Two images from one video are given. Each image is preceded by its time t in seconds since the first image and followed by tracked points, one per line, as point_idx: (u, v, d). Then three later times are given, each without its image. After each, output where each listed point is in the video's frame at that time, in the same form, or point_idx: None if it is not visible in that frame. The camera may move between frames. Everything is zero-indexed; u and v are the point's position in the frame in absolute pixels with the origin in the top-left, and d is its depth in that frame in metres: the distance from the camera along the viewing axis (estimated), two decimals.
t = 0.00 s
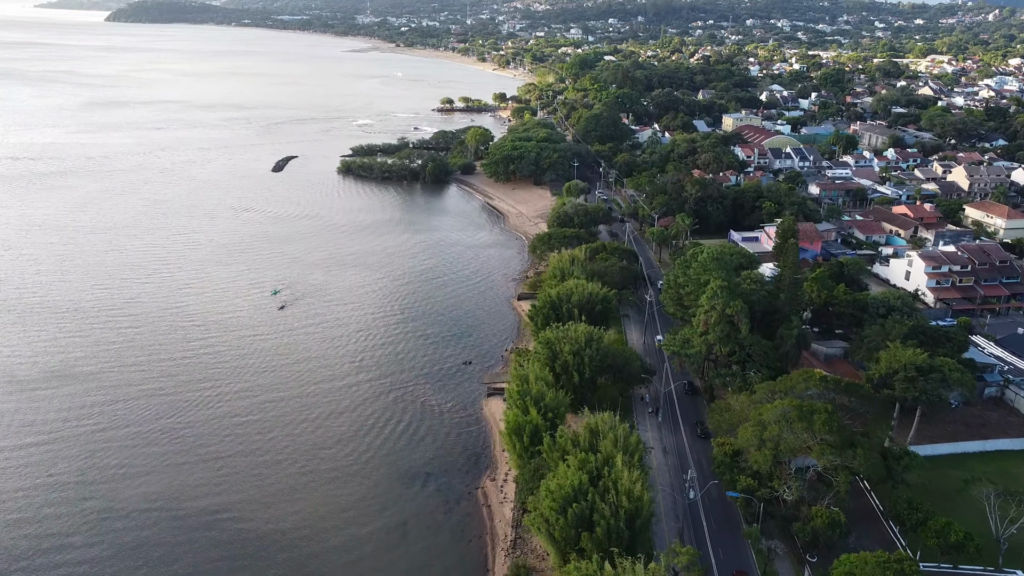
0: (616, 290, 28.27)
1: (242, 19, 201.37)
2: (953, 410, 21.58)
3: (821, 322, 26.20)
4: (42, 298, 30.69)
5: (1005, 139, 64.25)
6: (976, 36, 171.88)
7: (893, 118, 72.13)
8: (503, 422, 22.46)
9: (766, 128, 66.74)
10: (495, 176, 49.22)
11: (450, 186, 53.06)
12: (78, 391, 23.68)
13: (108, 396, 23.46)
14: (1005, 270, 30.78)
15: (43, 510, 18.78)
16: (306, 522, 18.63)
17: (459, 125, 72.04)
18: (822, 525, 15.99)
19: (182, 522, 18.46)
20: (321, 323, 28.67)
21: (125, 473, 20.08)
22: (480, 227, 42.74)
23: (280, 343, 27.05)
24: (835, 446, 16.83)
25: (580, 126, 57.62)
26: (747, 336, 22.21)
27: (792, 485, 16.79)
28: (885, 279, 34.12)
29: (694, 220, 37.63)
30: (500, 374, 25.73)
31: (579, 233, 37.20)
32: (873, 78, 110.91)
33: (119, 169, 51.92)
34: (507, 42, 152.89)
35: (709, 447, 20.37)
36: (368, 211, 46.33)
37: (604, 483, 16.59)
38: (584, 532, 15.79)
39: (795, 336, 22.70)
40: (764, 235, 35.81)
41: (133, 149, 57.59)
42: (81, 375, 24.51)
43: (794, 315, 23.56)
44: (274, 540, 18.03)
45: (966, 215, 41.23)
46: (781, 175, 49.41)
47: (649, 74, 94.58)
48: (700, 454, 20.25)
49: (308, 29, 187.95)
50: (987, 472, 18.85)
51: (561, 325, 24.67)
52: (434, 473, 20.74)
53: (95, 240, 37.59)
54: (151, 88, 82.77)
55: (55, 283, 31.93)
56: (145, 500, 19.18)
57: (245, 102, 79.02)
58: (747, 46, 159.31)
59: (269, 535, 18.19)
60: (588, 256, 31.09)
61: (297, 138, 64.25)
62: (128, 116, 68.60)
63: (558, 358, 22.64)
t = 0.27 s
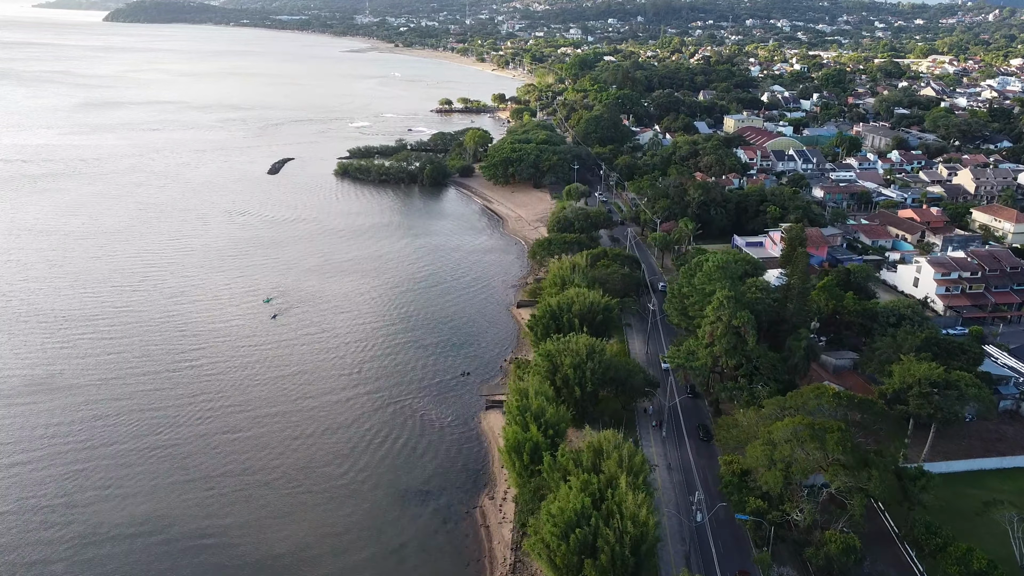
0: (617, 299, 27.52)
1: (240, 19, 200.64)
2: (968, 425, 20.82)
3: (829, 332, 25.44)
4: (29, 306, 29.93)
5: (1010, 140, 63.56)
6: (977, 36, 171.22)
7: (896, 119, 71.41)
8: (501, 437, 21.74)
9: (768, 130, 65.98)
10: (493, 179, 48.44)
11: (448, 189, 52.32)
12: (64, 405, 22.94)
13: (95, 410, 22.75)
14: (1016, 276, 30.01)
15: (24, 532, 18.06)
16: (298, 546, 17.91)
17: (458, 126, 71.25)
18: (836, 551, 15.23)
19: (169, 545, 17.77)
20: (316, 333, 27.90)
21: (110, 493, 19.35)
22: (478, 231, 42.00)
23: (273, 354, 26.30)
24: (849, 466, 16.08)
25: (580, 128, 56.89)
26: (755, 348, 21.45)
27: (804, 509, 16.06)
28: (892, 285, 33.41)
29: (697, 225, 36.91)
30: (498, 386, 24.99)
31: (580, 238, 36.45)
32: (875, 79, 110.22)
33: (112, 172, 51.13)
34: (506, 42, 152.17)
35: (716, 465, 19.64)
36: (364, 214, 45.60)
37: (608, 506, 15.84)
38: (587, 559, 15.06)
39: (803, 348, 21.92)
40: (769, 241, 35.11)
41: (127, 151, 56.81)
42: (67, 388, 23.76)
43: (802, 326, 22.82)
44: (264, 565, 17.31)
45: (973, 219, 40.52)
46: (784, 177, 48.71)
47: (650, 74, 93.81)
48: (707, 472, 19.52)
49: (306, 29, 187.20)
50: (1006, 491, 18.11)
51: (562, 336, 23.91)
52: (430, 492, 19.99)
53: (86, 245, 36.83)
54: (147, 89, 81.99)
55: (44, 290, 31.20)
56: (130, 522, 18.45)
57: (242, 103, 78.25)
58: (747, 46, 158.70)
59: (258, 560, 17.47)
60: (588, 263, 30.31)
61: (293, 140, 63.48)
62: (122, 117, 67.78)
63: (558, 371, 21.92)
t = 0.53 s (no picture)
0: (619, 308, 26.78)
1: (238, 19, 199.86)
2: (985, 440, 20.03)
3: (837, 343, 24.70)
4: (16, 314, 29.20)
5: (1015, 142, 62.84)
6: (978, 36, 170.48)
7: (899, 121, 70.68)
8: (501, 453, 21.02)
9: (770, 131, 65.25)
10: (492, 183, 47.69)
11: (446, 192, 51.58)
12: (48, 420, 22.24)
13: (82, 424, 22.07)
14: None
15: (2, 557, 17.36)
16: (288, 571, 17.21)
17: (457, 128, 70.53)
18: None
19: (155, 569, 17.10)
20: (311, 344, 27.14)
21: (94, 515, 18.65)
22: (477, 236, 41.26)
23: (266, 366, 25.55)
24: (866, 490, 15.29)
25: (581, 130, 56.16)
26: (763, 361, 20.69)
27: (819, 535, 15.29)
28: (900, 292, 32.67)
29: (700, 230, 36.19)
30: (497, 399, 24.25)
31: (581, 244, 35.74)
32: (876, 79, 109.57)
33: (105, 175, 50.37)
34: (506, 42, 151.39)
35: (723, 485, 18.92)
36: (361, 218, 44.86)
37: (612, 533, 15.12)
38: None
39: (813, 361, 21.16)
40: (773, 246, 34.39)
41: (122, 153, 56.09)
42: (52, 402, 23.06)
43: (811, 338, 22.07)
44: None
45: (981, 224, 39.77)
46: (787, 181, 48.01)
47: (650, 75, 93.06)
48: (714, 492, 18.81)
49: (305, 29, 186.41)
50: None
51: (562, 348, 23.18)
52: (426, 512, 19.26)
53: (76, 251, 36.08)
54: (143, 90, 81.26)
55: (33, 298, 30.53)
56: (113, 546, 17.75)
57: (239, 104, 77.49)
58: (748, 46, 157.99)
59: None
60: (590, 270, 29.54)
61: (290, 141, 62.73)
62: (117, 119, 66.99)
63: (559, 386, 21.20)
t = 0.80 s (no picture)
0: (621, 317, 26.04)
1: (237, 20, 199.16)
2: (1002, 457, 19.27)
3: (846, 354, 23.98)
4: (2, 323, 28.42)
5: (1020, 144, 62.13)
6: (978, 37, 169.78)
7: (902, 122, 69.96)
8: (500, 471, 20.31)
9: (772, 133, 64.51)
10: (491, 186, 46.92)
11: (444, 195, 50.80)
12: (33, 435, 21.52)
13: (67, 441, 21.34)
14: None
15: None
16: None
17: (455, 130, 69.75)
18: None
19: None
20: (306, 355, 26.37)
21: (77, 539, 17.95)
22: (475, 240, 40.50)
23: (259, 378, 24.81)
24: (882, 516, 14.55)
25: (581, 132, 55.41)
26: (771, 375, 19.93)
27: (834, 564, 14.50)
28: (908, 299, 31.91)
29: (703, 235, 35.44)
30: (496, 412, 23.52)
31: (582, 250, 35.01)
32: (877, 80, 108.90)
33: (97, 177, 49.54)
34: (505, 43, 150.59)
35: (730, 504, 18.23)
36: (358, 222, 44.08)
37: (617, 561, 14.41)
38: None
39: (823, 375, 20.40)
40: (778, 252, 33.68)
41: (116, 155, 55.29)
42: (37, 417, 22.35)
43: (821, 350, 21.32)
44: None
45: (988, 228, 39.05)
46: (791, 184, 47.28)
47: (650, 76, 92.32)
48: (721, 512, 18.09)
49: (303, 30, 185.62)
50: None
51: (563, 361, 22.44)
52: (423, 532, 18.56)
53: (66, 256, 35.28)
54: (138, 90, 80.48)
55: (20, 306, 29.76)
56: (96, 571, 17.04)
57: (235, 105, 76.67)
58: (748, 47, 157.30)
59: None
60: (592, 278, 28.78)
61: (287, 143, 61.93)
62: (111, 120, 66.14)
63: (559, 401, 20.46)
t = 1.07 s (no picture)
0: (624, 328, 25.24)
1: (234, 20, 198.18)
2: None
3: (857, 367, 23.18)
4: None
5: None
6: (979, 37, 168.98)
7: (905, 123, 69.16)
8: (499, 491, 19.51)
9: (775, 135, 63.71)
10: (490, 190, 46.12)
11: (442, 199, 50.00)
12: (14, 455, 20.73)
13: (50, 461, 20.56)
14: None
15: None
16: None
17: (454, 131, 68.90)
18: None
19: None
20: (299, 367, 25.56)
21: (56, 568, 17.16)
22: (474, 245, 39.70)
23: (250, 392, 24.01)
24: (904, 547, 13.73)
25: (581, 134, 54.62)
26: (782, 392, 19.08)
27: None
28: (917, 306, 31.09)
29: (707, 241, 34.66)
30: (495, 427, 22.73)
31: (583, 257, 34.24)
32: (879, 81, 108.14)
33: (89, 180, 48.71)
34: (504, 44, 149.71)
35: (740, 528, 17.44)
36: (354, 226, 43.28)
37: None
38: None
39: (836, 392, 19.57)
40: (784, 258, 32.91)
41: (109, 158, 54.42)
42: (19, 435, 21.54)
43: (833, 365, 20.50)
44: None
45: (997, 233, 38.25)
46: (795, 187, 46.50)
47: (650, 77, 91.51)
48: (730, 536, 17.30)
49: (301, 30, 184.67)
50: None
51: (564, 376, 21.63)
52: (419, 558, 17.76)
53: (54, 263, 34.45)
54: (134, 91, 79.60)
55: (6, 315, 28.97)
56: None
57: (231, 106, 75.83)
58: (748, 47, 156.49)
59: None
60: (593, 286, 27.96)
61: (283, 145, 61.08)
62: (105, 122, 65.27)
63: (561, 418, 19.63)
